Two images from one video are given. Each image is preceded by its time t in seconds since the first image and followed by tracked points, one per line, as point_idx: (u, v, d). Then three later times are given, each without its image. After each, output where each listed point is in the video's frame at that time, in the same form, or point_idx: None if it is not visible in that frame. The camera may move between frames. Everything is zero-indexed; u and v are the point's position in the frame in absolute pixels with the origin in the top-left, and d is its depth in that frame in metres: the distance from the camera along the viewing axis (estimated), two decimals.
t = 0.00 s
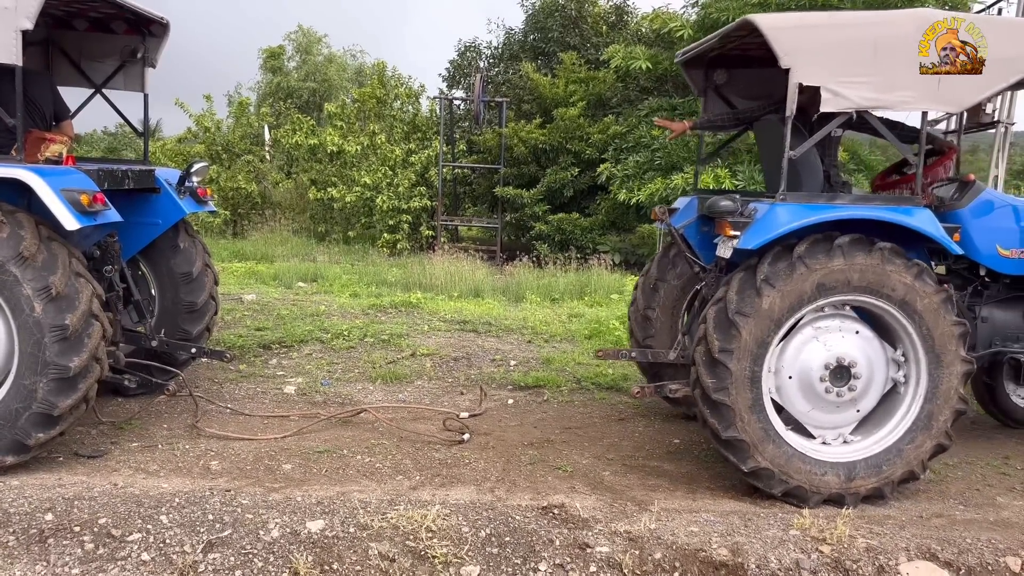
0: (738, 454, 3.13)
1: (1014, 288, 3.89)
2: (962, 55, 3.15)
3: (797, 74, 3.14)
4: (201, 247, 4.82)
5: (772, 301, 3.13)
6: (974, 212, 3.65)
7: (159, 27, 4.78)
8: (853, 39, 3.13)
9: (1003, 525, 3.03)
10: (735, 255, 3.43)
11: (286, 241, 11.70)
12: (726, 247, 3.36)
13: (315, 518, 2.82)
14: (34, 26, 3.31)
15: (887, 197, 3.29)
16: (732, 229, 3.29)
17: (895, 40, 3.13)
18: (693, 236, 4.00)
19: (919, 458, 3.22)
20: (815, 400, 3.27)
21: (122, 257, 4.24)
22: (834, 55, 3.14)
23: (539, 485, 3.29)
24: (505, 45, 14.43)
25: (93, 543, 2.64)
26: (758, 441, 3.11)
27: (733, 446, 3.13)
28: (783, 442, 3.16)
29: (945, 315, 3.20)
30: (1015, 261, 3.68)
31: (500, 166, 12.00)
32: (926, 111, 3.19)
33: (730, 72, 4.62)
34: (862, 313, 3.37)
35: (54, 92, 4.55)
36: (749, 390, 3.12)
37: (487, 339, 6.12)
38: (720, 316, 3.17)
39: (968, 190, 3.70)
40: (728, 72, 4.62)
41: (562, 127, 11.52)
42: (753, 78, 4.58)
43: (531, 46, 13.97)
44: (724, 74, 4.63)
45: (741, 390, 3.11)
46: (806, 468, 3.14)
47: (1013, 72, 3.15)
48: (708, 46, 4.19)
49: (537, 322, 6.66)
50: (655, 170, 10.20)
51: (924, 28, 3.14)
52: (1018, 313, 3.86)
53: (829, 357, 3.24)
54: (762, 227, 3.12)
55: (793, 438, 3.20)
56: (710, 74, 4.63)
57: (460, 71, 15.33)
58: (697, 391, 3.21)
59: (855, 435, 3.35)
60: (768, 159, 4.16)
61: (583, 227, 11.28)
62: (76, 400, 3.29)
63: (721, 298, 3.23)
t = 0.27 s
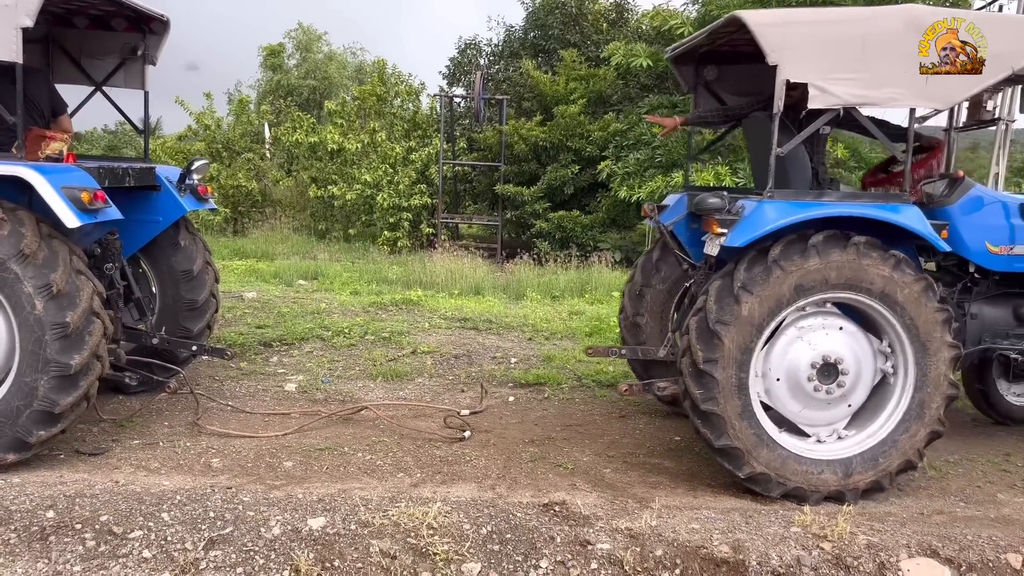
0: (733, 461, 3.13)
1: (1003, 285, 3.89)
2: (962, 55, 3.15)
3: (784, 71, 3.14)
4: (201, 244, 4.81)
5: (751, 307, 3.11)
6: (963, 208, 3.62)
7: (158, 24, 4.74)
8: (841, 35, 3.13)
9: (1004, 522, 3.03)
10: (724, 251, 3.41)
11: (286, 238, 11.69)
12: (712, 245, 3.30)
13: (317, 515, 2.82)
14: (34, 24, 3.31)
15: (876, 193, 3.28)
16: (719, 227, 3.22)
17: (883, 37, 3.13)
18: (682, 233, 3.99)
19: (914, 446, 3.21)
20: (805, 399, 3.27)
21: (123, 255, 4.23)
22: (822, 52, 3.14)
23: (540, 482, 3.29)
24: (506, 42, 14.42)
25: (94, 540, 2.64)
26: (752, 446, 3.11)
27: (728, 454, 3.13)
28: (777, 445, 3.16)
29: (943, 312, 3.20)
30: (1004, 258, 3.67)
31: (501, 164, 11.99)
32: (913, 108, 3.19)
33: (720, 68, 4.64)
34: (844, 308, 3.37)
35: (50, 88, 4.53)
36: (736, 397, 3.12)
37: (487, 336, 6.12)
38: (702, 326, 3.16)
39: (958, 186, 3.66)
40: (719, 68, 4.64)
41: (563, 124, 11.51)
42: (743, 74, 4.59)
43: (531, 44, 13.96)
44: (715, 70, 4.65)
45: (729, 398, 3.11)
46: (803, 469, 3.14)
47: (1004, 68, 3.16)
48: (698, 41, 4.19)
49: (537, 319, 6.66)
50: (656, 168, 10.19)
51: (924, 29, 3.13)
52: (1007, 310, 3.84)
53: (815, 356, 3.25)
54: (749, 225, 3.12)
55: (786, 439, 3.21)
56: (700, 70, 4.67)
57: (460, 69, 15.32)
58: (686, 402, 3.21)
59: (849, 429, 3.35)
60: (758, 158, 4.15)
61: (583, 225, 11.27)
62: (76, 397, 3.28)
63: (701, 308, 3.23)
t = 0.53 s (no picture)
0: (730, 466, 3.13)
1: (995, 281, 3.86)
2: (962, 55, 3.14)
3: (774, 68, 3.14)
4: (201, 242, 4.80)
5: (734, 314, 3.10)
6: (954, 205, 3.62)
7: (159, 22, 4.74)
8: (830, 32, 3.14)
9: (1005, 519, 3.03)
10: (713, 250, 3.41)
11: (286, 236, 11.69)
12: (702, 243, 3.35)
13: (317, 513, 2.82)
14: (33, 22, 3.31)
15: (867, 191, 3.27)
16: (709, 224, 3.28)
17: (872, 34, 3.14)
18: (674, 231, 3.96)
19: (909, 437, 3.21)
20: (797, 398, 3.27)
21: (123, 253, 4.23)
22: (811, 49, 3.15)
23: (541, 480, 3.30)
24: (506, 40, 14.41)
25: (95, 537, 2.65)
26: (746, 450, 3.11)
27: (726, 459, 3.13)
28: (772, 447, 3.16)
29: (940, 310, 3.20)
30: (995, 255, 3.65)
31: (501, 162, 11.99)
32: (903, 105, 3.18)
33: (711, 65, 4.60)
34: (830, 303, 3.35)
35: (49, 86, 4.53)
36: (728, 403, 3.11)
37: (488, 334, 6.12)
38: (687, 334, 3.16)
39: (948, 184, 3.70)
40: (710, 65, 4.60)
41: (563, 122, 11.49)
42: (737, 71, 4.56)
43: (531, 41, 13.94)
44: (706, 68, 4.61)
45: (720, 405, 3.10)
46: (800, 469, 3.15)
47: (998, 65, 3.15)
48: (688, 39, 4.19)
49: (538, 317, 6.66)
50: (656, 165, 10.17)
51: (923, 29, 3.13)
52: (999, 307, 3.84)
53: (803, 354, 3.23)
54: (738, 222, 3.12)
55: (781, 440, 3.21)
56: (692, 66, 4.62)
57: (461, 67, 15.31)
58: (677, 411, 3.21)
59: (844, 423, 3.35)
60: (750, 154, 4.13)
61: (584, 223, 11.25)
62: (76, 395, 3.28)
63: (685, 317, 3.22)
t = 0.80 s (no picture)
0: (727, 472, 3.13)
1: (985, 278, 3.85)
2: (962, 55, 3.16)
3: (761, 65, 3.13)
4: (201, 240, 4.79)
5: (715, 321, 3.09)
6: (943, 203, 3.64)
7: (159, 20, 4.75)
8: (817, 29, 3.13)
9: (1005, 517, 3.03)
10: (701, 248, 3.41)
11: (286, 235, 11.68)
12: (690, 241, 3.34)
13: (318, 511, 2.82)
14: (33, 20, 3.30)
15: (853, 189, 3.29)
16: (696, 221, 3.28)
17: (860, 31, 3.13)
18: (663, 228, 3.95)
19: (903, 426, 3.21)
20: (787, 398, 3.27)
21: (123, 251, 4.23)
22: (798, 46, 3.13)
23: (541, 478, 3.30)
24: (506, 38, 14.40)
25: (95, 536, 2.65)
26: (741, 455, 3.11)
27: (722, 467, 3.13)
28: (766, 450, 3.16)
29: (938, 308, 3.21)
30: (984, 252, 3.67)
31: (501, 160, 11.99)
32: (890, 102, 3.18)
33: (702, 63, 4.64)
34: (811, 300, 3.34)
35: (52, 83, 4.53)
36: (718, 410, 3.10)
37: (488, 332, 6.12)
38: (671, 344, 3.14)
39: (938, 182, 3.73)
40: (700, 63, 4.64)
41: (564, 120, 11.48)
42: (726, 67, 4.52)
43: (531, 39, 13.92)
44: (696, 65, 4.66)
45: (710, 413, 3.10)
46: (797, 468, 3.15)
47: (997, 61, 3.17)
48: (678, 34, 4.20)
49: (538, 315, 6.66)
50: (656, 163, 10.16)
51: (924, 28, 3.13)
52: (988, 305, 3.83)
53: (788, 354, 3.23)
54: (726, 220, 3.11)
55: (775, 441, 3.21)
56: (682, 65, 4.70)
57: (461, 65, 15.29)
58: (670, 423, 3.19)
59: (837, 417, 3.35)
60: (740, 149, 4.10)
61: (584, 221, 11.24)
62: (77, 393, 3.28)
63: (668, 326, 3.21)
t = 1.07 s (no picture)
0: (724, 477, 3.14)
1: (974, 277, 3.86)
2: (961, 55, 3.17)
3: (749, 63, 3.13)
4: (201, 239, 4.79)
5: (696, 331, 3.09)
6: (932, 201, 3.63)
7: (159, 18, 4.75)
8: (806, 27, 3.13)
9: (1006, 515, 3.03)
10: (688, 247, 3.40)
11: (287, 233, 11.67)
12: (678, 239, 3.31)
13: (319, 510, 2.82)
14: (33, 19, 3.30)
15: (840, 187, 3.30)
16: (682, 220, 3.26)
17: (848, 28, 3.13)
18: (654, 227, 3.90)
19: (896, 415, 3.20)
20: (778, 398, 3.26)
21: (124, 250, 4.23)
22: (785, 43, 3.13)
23: (541, 476, 3.30)
24: (506, 36, 14.38)
25: (97, 534, 2.65)
26: (736, 459, 3.12)
27: (719, 473, 3.14)
28: (762, 451, 3.16)
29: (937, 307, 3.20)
30: (974, 251, 3.65)
31: (501, 159, 11.98)
32: (877, 100, 3.19)
33: (692, 60, 4.66)
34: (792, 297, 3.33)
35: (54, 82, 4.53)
36: (708, 418, 3.10)
37: (489, 331, 6.12)
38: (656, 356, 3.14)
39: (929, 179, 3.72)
40: (691, 60, 4.66)
41: (564, 118, 11.47)
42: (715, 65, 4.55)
43: (532, 37, 13.90)
44: (687, 63, 4.69)
45: (700, 421, 3.10)
46: (795, 468, 3.15)
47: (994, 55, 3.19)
48: (666, 32, 4.21)
49: (539, 314, 6.66)
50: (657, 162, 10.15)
51: (924, 28, 3.14)
52: (978, 303, 3.85)
53: (774, 354, 3.22)
54: (713, 218, 3.11)
55: (769, 442, 3.21)
56: (673, 62, 4.70)
57: (461, 63, 15.28)
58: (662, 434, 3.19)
59: (829, 411, 3.34)
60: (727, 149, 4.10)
61: (584, 219, 11.23)
62: (77, 391, 3.28)
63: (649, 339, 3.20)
